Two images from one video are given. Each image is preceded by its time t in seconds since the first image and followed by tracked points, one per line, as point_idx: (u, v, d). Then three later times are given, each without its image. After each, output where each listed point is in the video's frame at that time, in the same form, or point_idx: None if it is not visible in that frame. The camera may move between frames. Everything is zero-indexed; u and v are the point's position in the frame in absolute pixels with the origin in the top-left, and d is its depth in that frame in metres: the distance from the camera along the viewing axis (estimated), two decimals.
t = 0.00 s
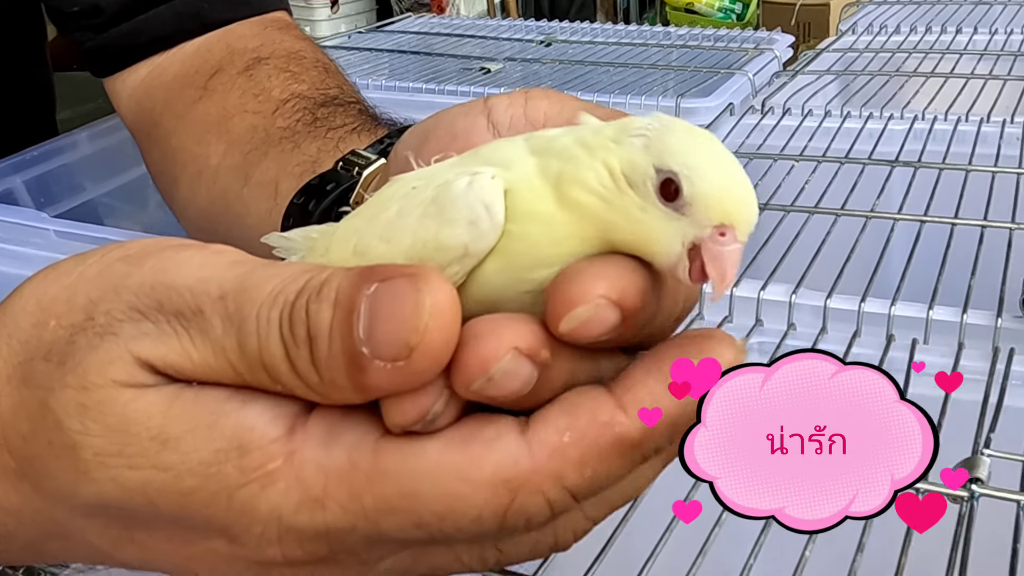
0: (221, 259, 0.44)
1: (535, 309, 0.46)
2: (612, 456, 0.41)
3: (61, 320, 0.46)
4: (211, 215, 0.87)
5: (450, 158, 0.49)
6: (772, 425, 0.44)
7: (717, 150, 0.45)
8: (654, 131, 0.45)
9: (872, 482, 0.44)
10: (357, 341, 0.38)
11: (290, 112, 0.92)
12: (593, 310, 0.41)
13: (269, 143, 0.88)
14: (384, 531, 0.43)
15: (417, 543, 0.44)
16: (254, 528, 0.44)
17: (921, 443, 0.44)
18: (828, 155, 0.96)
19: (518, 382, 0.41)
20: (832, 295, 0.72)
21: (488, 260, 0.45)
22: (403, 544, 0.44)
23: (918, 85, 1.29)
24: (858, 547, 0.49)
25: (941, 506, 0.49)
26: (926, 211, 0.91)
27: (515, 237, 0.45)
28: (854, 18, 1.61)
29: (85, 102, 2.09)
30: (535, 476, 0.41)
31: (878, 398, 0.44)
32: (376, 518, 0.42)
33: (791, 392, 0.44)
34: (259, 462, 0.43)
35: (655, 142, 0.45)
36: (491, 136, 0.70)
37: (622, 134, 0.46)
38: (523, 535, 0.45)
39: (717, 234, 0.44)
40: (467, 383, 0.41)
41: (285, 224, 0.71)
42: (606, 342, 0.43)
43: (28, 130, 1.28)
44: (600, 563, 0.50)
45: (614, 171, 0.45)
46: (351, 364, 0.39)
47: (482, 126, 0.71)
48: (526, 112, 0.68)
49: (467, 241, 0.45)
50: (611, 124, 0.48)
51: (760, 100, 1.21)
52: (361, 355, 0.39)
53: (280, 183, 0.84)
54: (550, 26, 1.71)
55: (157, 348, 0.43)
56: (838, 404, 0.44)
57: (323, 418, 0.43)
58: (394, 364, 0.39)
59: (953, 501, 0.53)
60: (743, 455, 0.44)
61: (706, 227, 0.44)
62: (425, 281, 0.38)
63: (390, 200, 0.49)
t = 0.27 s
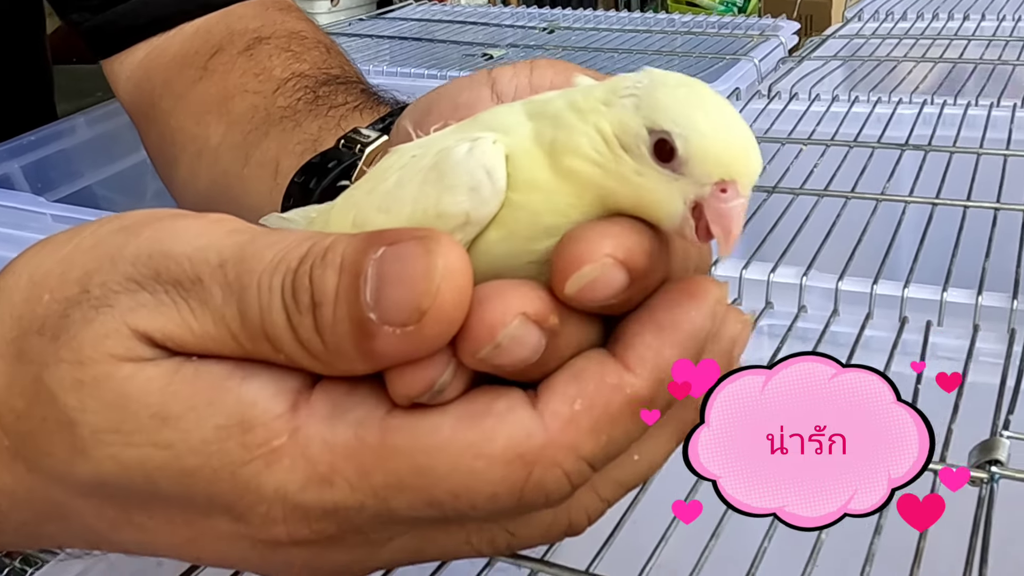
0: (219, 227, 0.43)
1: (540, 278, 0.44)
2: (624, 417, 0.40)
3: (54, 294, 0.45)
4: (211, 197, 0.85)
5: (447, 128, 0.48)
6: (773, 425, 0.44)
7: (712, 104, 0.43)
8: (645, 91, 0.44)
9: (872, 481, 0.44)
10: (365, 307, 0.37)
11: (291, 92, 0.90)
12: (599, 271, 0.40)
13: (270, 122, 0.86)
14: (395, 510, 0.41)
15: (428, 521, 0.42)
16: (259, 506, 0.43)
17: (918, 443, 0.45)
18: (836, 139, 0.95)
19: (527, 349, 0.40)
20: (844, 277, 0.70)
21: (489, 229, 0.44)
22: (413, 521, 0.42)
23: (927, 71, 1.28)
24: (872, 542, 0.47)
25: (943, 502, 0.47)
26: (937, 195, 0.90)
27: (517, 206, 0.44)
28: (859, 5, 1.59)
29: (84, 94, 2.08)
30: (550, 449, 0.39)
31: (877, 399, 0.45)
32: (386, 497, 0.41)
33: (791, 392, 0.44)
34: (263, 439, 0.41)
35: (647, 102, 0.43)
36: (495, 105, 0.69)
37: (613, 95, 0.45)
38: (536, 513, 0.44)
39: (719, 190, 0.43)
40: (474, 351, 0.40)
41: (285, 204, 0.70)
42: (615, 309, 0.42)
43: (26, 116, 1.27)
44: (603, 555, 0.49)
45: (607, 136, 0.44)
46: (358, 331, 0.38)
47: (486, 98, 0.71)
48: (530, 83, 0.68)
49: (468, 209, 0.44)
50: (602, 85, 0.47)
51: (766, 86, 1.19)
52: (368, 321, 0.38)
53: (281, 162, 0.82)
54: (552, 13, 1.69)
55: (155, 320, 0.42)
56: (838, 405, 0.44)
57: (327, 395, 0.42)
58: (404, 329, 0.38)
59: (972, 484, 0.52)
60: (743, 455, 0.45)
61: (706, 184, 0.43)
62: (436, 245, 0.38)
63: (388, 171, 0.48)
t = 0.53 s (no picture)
0: (215, 221, 0.42)
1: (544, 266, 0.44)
2: (633, 427, 0.40)
3: (49, 291, 0.44)
4: (211, 193, 0.85)
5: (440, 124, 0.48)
6: (772, 425, 0.44)
7: (710, 79, 0.43)
8: (638, 64, 0.44)
9: (872, 482, 0.43)
10: (364, 302, 0.37)
11: (291, 87, 0.90)
12: (603, 243, 0.40)
13: (269, 118, 0.86)
14: (399, 508, 0.41)
15: (430, 520, 0.42)
16: (258, 506, 0.43)
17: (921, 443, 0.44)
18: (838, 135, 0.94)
19: (532, 339, 0.39)
20: (846, 274, 0.70)
21: (488, 219, 0.44)
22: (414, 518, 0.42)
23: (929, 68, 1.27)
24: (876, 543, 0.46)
25: (944, 502, 0.47)
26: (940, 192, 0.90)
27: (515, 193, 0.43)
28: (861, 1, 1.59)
29: (83, 90, 2.07)
30: (555, 448, 0.39)
31: (878, 399, 0.44)
32: (390, 496, 0.41)
33: (791, 391, 0.43)
34: (264, 439, 0.41)
35: (641, 75, 0.43)
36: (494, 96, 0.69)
37: (609, 68, 0.45)
38: (538, 513, 0.44)
39: (711, 164, 0.42)
40: (478, 342, 0.39)
41: (285, 200, 0.69)
42: (618, 284, 0.42)
43: (24, 111, 1.26)
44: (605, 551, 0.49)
45: (600, 109, 0.44)
46: (358, 326, 0.38)
47: (486, 90, 0.70)
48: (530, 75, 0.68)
49: (465, 198, 0.43)
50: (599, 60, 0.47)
51: (768, 82, 1.19)
52: (367, 316, 0.37)
53: (281, 158, 0.82)
54: (553, 9, 1.69)
55: (152, 317, 0.41)
56: (838, 404, 0.44)
57: (328, 394, 0.42)
58: (404, 324, 0.37)
59: (975, 482, 0.52)
60: (743, 454, 0.44)
61: (700, 157, 0.42)
62: (434, 237, 0.37)
63: (384, 166, 0.48)
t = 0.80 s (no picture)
0: (222, 196, 0.42)
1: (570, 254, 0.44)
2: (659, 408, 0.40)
3: (63, 276, 0.44)
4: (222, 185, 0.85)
5: (471, 109, 0.48)
6: (772, 425, 0.43)
7: (754, 80, 0.43)
8: (700, 41, 0.44)
9: (873, 483, 0.43)
10: (382, 268, 0.37)
11: (302, 79, 0.89)
12: (632, 237, 0.40)
13: (281, 110, 0.86)
14: (422, 491, 0.41)
15: (453, 502, 0.42)
16: (282, 488, 0.43)
17: (922, 444, 0.43)
18: (850, 129, 0.94)
19: (557, 320, 0.39)
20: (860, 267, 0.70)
21: (517, 210, 0.44)
22: (437, 501, 0.42)
23: (938, 62, 1.27)
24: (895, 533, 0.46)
25: (944, 504, 0.46)
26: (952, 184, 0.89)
27: (546, 181, 0.44)
28: None
29: (88, 86, 2.07)
30: (579, 430, 0.39)
31: (877, 399, 0.43)
32: (413, 479, 0.41)
33: (791, 392, 0.43)
34: (285, 423, 0.41)
35: (696, 54, 0.43)
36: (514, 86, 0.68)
37: (673, 36, 0.46)
38: (560, 497, 0.44)
39: (717, 170, 0.43)
40: (502, 320, 0.39)
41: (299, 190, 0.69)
42: (644, 278, 0.43)
43: (32, 105, 1.26)
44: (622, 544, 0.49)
45: (645, 72, 0.45)
46: (377, 292, 0.38)
47: (505, 79, 0.69)
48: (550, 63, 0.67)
49: (496, 188, 0.43)
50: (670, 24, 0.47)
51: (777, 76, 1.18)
52: (387, 282, 0.37)
53: (293, 149, 0.81)
54: (559, 4, 1.68)
55: (165, 298, 0.41)
56: (838, 404, 0.43)
57: (348, 375, 0.42)
58: (425, 288, 0.37)
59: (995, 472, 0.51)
60: (742, 454, 0.44)
61: (708, 160, 0.44)
62: (454, 200, 0.37)
63: (412, 151, 0.48)
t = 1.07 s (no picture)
0: (178, 166, 0.40)
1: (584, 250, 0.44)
2: (654, 403, 0.40)
3: (47, 271, 0.42)
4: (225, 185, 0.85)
5: (480, 109, 0.48)
6: (772, 425, 0.43)
7: (768, 63, 0.43)
8: (713, 27, 0.44)
9: (873, 482, 0.43)
10: (362, 190, 0.35)
11: (307, 81, 0.90)
12: (647, 228, 0.40)
13: (286, 111, 0.85)
14: (415, 486, 0.41)
15: (448, 499, 0.42)
16: (282, 479, 0.43)
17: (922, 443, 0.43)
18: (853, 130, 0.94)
19: (572, 312, 0.40)
20: (863, 269, 0.70)
21: (531, 206, 0.44)
22: (434, 499, 0.43)
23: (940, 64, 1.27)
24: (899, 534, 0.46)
25: (943, 503, 0.46)
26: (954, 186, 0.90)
27: (561, 176, 0.44)
28: None
29: (89, 86, 2.07)
30: (576, 430, 0.40)
31: (878, 398, 0.43)
32: (407, 473, 0.41)
33: (791, 391, 0.42)
34: (282, 415, 0.41)
35: (709, 40, 0.44)
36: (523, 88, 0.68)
37: (688, 22, 0.46)
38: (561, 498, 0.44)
39: (730, 157, 0.44)
40: (518, 312, 0.39)
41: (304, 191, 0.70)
42: (659, 271, 0.43)
43: (34, 105, 1.26)
44: (626, 543, 0.48)
45: (658, 59, 0.46)
46: (357, 216, 0.36)
47: (513, 81, 0.69)
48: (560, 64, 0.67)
49: (511, 185, 0.43)
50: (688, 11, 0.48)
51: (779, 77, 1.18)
52: (369, 204, 0.35)
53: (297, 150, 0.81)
54: (561, 4, 1.68)
55: (143, 277, 0.39)
56: (839, 404, 0.43)
57: (349, 370, 0.43)
58: (413, 203, 0.36)
59: (998, 475, 0.52)
60: (742, 454, 0.43)
61: (720, 146, 0.44)
62: (433, 115, 0.36)
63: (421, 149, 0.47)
